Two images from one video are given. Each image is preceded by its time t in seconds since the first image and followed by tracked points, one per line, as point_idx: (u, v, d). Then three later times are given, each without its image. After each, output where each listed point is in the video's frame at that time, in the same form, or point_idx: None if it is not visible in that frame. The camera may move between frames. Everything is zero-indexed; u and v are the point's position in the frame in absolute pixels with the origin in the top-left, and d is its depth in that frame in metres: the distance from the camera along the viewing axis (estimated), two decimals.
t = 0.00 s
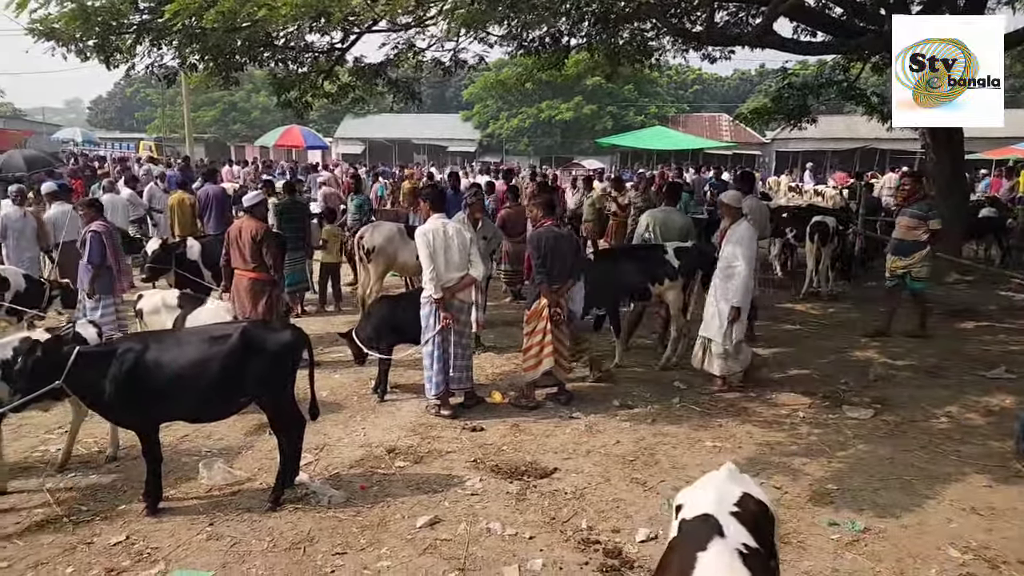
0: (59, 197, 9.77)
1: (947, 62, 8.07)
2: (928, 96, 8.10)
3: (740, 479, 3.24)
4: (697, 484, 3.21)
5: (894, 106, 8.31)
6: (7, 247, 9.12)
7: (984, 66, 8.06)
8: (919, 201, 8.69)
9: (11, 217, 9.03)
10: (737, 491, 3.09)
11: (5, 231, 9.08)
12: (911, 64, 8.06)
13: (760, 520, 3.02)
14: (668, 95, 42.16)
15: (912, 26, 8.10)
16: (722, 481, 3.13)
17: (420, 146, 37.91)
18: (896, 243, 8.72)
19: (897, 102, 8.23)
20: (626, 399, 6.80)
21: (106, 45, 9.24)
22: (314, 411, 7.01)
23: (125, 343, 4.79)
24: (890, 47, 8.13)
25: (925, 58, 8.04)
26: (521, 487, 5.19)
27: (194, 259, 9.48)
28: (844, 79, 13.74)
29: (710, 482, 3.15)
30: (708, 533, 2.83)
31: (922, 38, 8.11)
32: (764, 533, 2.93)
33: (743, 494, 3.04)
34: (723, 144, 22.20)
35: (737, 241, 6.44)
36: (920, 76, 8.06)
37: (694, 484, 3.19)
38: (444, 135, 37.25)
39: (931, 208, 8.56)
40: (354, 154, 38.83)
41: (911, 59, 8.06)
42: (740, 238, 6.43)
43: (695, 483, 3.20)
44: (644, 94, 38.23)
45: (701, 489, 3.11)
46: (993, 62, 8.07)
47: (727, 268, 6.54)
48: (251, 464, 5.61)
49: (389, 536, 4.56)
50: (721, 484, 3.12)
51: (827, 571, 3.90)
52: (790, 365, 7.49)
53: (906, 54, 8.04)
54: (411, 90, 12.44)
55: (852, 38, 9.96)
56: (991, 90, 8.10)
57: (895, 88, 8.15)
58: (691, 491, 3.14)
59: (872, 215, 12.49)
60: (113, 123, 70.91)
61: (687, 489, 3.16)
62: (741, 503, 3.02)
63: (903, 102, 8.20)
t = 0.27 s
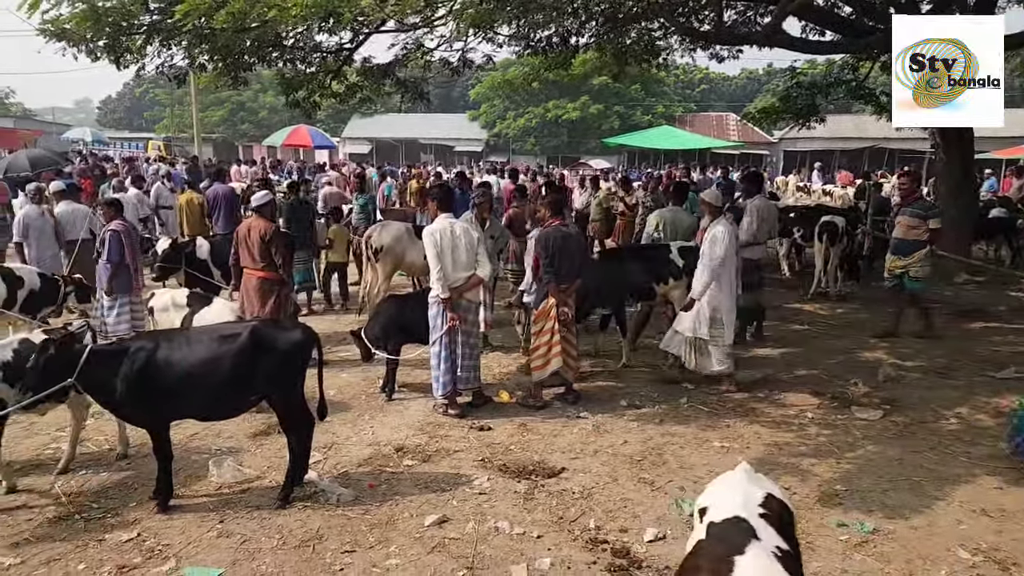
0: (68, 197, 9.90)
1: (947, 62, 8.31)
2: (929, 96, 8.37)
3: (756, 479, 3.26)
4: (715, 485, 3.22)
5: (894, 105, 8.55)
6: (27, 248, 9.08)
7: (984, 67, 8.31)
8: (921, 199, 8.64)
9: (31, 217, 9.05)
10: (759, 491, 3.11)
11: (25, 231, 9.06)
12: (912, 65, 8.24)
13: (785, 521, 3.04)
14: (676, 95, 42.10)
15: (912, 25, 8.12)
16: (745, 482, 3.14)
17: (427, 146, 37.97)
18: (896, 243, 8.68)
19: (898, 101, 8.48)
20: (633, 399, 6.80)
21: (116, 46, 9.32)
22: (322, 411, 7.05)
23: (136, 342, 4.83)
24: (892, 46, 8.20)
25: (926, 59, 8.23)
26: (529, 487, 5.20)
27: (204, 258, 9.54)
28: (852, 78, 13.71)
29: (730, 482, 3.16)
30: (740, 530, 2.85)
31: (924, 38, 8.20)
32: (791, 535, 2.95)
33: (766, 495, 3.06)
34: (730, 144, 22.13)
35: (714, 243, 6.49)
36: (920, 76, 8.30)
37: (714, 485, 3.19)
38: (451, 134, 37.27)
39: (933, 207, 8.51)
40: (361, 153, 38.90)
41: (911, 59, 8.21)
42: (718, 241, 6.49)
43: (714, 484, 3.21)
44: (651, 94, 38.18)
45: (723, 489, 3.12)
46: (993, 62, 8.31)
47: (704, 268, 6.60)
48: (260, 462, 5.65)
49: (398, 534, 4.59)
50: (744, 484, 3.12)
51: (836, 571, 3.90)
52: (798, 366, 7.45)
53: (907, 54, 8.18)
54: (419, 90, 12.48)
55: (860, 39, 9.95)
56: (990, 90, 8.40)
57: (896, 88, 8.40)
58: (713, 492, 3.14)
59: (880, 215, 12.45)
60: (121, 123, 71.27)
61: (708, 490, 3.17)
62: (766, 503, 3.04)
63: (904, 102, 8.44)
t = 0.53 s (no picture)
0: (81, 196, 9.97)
1: (947, 62, 8.10)
2: (929, 96, 8.08)
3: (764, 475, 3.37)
4: (726, 484, 3.32)
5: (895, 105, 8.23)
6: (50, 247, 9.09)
7: (986, 66, 8.10)
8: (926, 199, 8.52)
9: (56, 215, 9.05)
10: (779, 485, 3.24)
11: (49, 229, 9.06)
12: (911, 64, 8.07)
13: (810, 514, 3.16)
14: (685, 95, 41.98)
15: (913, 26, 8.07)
16: (767, 481, 3.22)
17: (435, 145, 38.00)
18: (902, 243, 8.53)
19: (897, 101, 8.18)
20: (643, 399, 6.77)
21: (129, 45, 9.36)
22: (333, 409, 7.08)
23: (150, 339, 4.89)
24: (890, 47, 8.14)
25: (925, 59, 8.05)
26: (539, 486, 5.19)
27: (215, 257, 9.60)
28: (864, 77, 13.63)
29: (747, 478, 3.27)
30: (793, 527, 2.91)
31: (923, 37, 8.05)
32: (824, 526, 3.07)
33: (788, 488, 3.19)
34: (740, 144, 22.06)
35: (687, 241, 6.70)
36: (920, 76, 8.09)
37: (727, 484, 3.28)
38: (459, 134, 37.30)
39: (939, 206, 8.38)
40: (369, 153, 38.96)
41: (911, 59, 8.07)
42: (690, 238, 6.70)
43: (728, 482, 3.30)
44: (660, 94, 38.09)
45: (746, 487, 3.20)
46: (994, 62, 8.11)
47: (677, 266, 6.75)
48: (272, 459, 5.80)
49: (410, 533, 4.61)
50: (767, 483, 3.20)
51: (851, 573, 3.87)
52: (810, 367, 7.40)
53: (906, 54, 8.06)
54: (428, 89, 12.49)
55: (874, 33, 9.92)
56: (990, 90, 8.19)
57: (895, 87, 8.15)
58: (735, 490, 3.22)
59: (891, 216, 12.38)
60: (130, 122, 71.56)
61: (726, 490, 3.24)
62: (791, 496, 3.17)
63: (904, 102, 8.12)
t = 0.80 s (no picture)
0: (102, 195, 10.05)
1: (946, 62, 8.85)
2: (928, 95, 8.80)
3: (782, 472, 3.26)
4: (750, 485, 3.17)
5: (895, 105, 9.01)
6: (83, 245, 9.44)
7: (979, 68, 8.98)
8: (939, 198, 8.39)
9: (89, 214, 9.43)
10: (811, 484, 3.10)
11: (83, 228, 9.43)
12: (911, 64, 8.75)
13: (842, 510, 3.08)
14: (696, 94, 41.88)
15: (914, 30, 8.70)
16: (796, 481, 3.09)
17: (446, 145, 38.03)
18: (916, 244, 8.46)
19: (898, 101, 8.97)
20: (660, 399, 6.71)
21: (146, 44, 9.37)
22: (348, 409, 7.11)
23: (171, 337, 5.17)
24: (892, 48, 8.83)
25: (925, 58, 8.70)
26: (558, 487, 5.17)
27: (230, 255, 9.68)
28: (881, 75, 13.50)
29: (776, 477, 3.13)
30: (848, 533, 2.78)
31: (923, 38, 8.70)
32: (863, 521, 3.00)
33: (820, 486, 3.08)
34: (752, 143, 21.99)
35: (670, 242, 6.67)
36: (920, 76, 8.77)
37: (754, 486, 3.13)
38: (470, 133, 37.30)
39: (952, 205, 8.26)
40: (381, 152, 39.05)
41: (911, 59, 8.73)
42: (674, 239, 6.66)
43: (753, 484, 3.15)
44: (673, 93, 37.91)
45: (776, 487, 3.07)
46: (984, 65, 9.06)
47: (663, 264, 6.77)
48: (288, 459, 6.21)
49: (428, 533, 4.66)
50: (797, 483, 3.07)
51: None
52: (828, 368, 7.34)
53: (907, 54, 8.73)
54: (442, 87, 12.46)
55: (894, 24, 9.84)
56: (987, 88, 9.22)
57: (896, 87, 8.91)
58: (767, 490, 3.07)
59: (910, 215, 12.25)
60: (144, 122, 71.99)
61: (755, 492, 3.09)
62: (826, 494, 3.04)
63: (904, 102, 8.93)
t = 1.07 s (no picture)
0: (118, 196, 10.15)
1: (947, 62, 8.84)
2: (928, 95, 8.80)
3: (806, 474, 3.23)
4: (779, 490, 3.13)
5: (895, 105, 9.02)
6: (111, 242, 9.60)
7: (980, 68, 8.95)
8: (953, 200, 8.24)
9: (118, 211, 9.61)
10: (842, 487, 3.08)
11: (111, 225, 9.60)
12: (912, 64, 8.78)
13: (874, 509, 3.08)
14: (706, 93, 41.73)
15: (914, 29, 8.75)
16: (829, 484, 3.06)
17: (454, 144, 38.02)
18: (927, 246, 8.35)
19: (898, 101, 8.97)
20: (675, 400, 6.66)
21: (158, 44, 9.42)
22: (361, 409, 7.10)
23: (188, 337, 5.28)
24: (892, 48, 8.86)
25: (925, 58, 8.74)
26: (574, 488, 5.15)
27: (242, 254, 9.72)
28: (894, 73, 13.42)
29: (807, 480, 3.10)
30: (901, 535, 2.75)
31: (923, 38, 8.73)
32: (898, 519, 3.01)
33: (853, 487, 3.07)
34: (762, 142, 21.92)
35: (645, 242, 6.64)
36: (921, 76, 8.78)
37: (785, 491, 3.08)
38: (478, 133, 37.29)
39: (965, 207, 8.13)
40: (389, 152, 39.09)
41: (911, 59, 8.77)
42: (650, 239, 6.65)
43: (782, 490, 3.10)
44: (681, 92, 37.79)
45: (810, 490, 3.03)
46: (986, 64, 9.03)
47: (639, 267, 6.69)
48: (302, 459, 6.26)
49: (444, 535, 4.67)
50: (831, 486, 3.04)
51: None
52: (844, 369, 7.28)
53: (906, 54, 8.78)
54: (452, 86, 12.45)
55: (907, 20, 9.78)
56: (987, 89, 9.23)
57: (896, 87, 8.90)
58: (803, 495, 3.03)
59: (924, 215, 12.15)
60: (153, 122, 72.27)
61: (790, 497, 3.04)
62: (861, 495, 3.03)
63: (904, 101, 8.93)
